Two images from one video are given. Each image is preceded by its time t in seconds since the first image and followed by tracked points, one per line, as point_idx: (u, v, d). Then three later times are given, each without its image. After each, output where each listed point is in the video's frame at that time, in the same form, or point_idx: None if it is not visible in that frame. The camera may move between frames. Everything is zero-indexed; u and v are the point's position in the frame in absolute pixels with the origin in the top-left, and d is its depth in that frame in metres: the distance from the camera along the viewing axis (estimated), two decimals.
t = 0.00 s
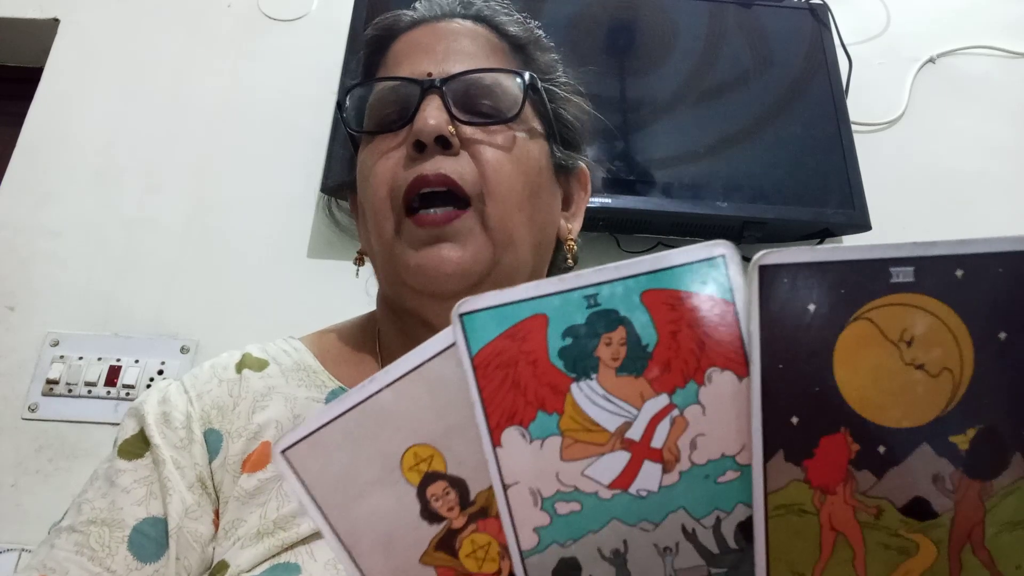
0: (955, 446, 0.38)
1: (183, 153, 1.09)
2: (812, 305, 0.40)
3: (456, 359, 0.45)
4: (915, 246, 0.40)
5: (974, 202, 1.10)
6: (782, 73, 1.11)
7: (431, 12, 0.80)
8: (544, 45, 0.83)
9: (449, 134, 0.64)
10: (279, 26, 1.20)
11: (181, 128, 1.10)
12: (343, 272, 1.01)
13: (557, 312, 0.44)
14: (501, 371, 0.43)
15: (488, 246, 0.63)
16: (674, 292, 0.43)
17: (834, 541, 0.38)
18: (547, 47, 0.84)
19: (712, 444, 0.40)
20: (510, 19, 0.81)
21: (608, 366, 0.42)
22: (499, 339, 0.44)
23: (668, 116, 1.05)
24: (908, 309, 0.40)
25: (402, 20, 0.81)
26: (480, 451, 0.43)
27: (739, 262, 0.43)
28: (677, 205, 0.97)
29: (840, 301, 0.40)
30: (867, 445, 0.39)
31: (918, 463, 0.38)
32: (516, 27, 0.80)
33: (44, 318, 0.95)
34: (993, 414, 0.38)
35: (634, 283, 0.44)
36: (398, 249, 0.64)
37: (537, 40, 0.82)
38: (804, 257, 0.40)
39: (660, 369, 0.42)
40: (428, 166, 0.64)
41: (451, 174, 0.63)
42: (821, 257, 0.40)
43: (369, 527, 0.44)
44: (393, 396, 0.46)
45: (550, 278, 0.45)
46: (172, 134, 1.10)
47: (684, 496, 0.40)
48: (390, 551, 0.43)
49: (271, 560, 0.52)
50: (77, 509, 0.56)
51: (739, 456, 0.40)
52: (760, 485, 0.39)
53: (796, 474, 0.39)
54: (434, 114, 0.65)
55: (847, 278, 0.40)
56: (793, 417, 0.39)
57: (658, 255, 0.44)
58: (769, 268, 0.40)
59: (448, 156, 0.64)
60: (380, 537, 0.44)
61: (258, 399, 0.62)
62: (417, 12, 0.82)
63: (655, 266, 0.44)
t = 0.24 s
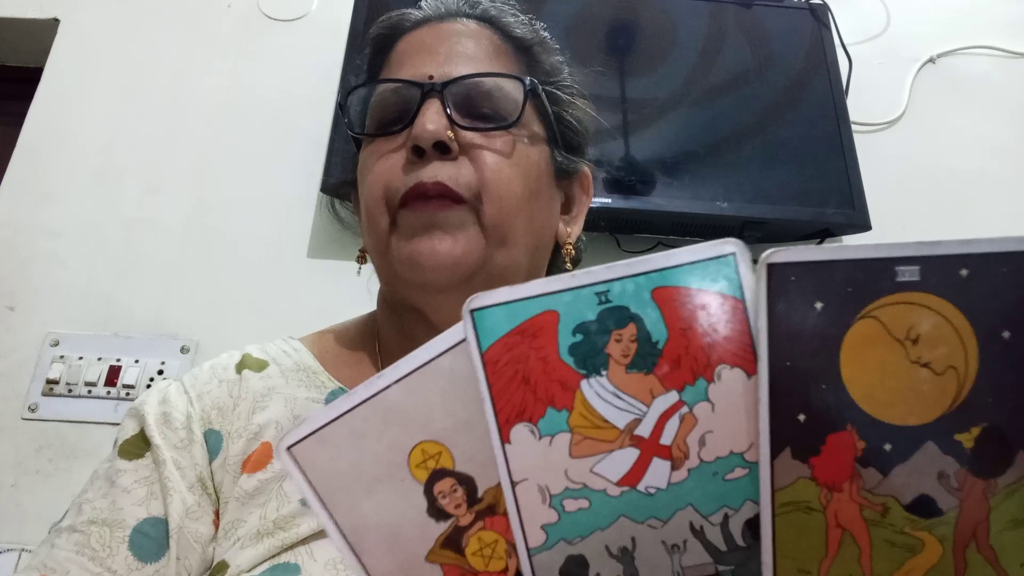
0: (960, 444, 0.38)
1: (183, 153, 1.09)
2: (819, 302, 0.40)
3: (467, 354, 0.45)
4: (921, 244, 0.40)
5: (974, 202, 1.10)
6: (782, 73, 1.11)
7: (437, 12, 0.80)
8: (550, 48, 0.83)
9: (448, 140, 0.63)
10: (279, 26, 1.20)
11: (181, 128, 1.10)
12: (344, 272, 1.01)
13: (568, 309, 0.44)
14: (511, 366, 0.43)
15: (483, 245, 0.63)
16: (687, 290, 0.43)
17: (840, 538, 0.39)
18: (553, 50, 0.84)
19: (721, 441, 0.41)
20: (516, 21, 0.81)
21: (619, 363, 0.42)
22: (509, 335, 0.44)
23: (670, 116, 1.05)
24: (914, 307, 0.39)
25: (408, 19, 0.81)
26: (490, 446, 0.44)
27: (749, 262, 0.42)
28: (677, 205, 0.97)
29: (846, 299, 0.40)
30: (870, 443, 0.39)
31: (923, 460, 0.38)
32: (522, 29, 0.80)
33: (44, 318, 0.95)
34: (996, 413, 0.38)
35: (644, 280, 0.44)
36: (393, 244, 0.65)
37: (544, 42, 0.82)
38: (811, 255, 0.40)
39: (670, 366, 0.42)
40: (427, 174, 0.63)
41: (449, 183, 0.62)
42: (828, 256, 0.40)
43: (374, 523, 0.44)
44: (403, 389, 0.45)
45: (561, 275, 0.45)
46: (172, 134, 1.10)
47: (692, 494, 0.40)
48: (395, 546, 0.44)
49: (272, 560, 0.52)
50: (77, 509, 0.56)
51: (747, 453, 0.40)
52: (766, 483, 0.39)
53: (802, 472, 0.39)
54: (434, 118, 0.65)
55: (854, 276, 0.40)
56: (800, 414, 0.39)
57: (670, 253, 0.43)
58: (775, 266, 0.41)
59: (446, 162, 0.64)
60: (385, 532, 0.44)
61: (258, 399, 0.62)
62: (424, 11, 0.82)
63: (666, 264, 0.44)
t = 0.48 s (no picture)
0: (961, 444, 0.38)
1: (183, 153, 1.09)
2: (820, 302, 0.40)
3: (467, 353, 0.44)
4: (923, 243, 0.39)
5: (974, 202, 1.10)
6: (782, 73, 1.11)
7: (432, 12, 0.80)
8: (546, 47, 0.83)
9: (445, 143, 0.64)
10: (279, 26, 1.20)
11: (181, 128, 1.10)
12: (344, 272, 1.01)
13: (568, 307, 0.44)
14: (512, 365, 0.43)
15: (482, 247, 0.63)
16: (690, 289, 0.43)
17: (841, 538, 0.39)
18: (549, 48, 0.84)
19: (721, 440, 0.41)
20: (513, 21, 0.81)
21: (620, 361, 0.42)
22: (509, 333, 0.44)
23: (669, 116, 1.05)
24: (915, 307, 0.39)
25: (403, 20, 0.81)
26: (491, 445, 0.43)
27: (750, 261, 0.42)
28: (677, 205, 0.97)
29: (847, 299, 0.40)
30: (872, 442, 0.39)
31: (925, 459, 0.38)
32: (518, 28, 0.80)
33: (44, 318, 0.95)
34: (997, 412, 0.38)
35: (646, 278, 0.43)
36: (391, 247, 0.65)
37: (540, 41, 0.82)
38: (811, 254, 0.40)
39: (671, 365, 0.42)
40: (425, 178, 0.63)
41: (448, 186, 0.62)
42: (829, 255, 0.40)
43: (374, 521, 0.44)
44: (403, 387, 0.45)
45: (562, 273, 0.44)
46: (172, 133, 1.10)
47: (692, 493, 0.40)
48: (396, 545, 0.44)
49: (271, 560, 0.52)
50: (76, 509, 0.56)
51: (748, 453, 0.40)
52: (767, 482, 0.39)
53: (803, 472, 0.39)
54: (431, 121, 0.65)
55: (855, 276, 0.40)
56: (801, 414, 0.39)
57: (672, 251, 0.43)
58: (776, 266, 0.40)
59: (444, 165, 0.64)
60: (385, 531, 0.44)
61: (258, 399, 0.62)
62: (419, 11, 0.82)
63: (667, 262, 0.43)
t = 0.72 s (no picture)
0: (961, 444, 0.38)
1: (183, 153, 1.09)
2: (820, 301, 0.40)
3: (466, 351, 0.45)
4: (924, 243, 0.39)
5: (974, 202, 1.10)
6: (781, 73, 1.11)
7: (427, 11, 0.80)
8: (542, 45, 0.83)
9: (445, 142, 0.63)
10: (279, 26, 1.20)
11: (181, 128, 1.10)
12: (344, 272, 1.01)
13: (567, 307, 0.44)
14: (511, 364, 0.43)
15: (482, 246, 0.63)
16: (690, 288, 0.43)
17: (840, 539, 0.38)
18: (544, 47, 0.84)
19: (721, 440, 0.40)
20: (508, 20, 0.81)
21: (619, 360, 0.42)
22: (508, 332, 0.44)
23: (668, 116, 1.05)
24: (916, 306, 0.39)
25: (399, 20, 0.81)
26: (490, 444, 0.43)
27: (751, 260, 0.42)
28: (677, 205, 0.97)
29: (847, 299, 0.40)
30: (872, 442, 0.39)
31: (925, 460, 0.38)
32: (514, 27, 0.80)
33: (44, 318, 0.95)
34: (997, 411, 0.38)
35: (645, 278, 0.43)
36: (392, 247, 0.65)
37: (535, 40, 0.82)
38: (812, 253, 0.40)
39: (670, 365, 0.42)
40: (424, 176, 0.63)
41: (446, 183, 0.62)
42: (829, 254, 0.40)
43: (374, 520, 0.44)
44: (402, 387, 0.45)
45: (561, 272, 0.44)
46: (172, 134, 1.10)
47: (691, 493, 0.40)
48: (395, 546, 0.44)
49: (270, 558, 0.52)
50: (75, 509, 0.56)
51: (747, 453, 0.40)
52: (766, 481, 0.39)
53: (802, 472, 0.39)
54: (429, 120, 0.65)
55: (856, 275, 0.40)
56: (801, 414, 0.39)
57: (672, 250, 0.43)
58: (776, 265, 0.40)
59: (442, 164, 0.63)
60: (384, 531, 0.44)
61: (256, 398, 0.62)
62: (414, 11, 0.82)
63: (666, 262, 0.43)
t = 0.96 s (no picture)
0: (960, 444, 0.38)
1: (183, 153, 1.09)
2: (818, 302, 0.40)
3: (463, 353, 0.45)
4: (922, 243, 0.39)
5: (974, 202, 1.10)
6: (781, 72, 1.11)
7: (426, 12, 0.80)
8: (541, 45, 0.83)
9: (446, 139, 0.63)
10: (279, 26, 1.20)
11: (181, 129, 1.11)
12: (344, 272, 1.01)
13: (565, 308, 0.44)
14: (508, 365, 0.43)
15: (483, 246, 0.63)
16: (687, 290, 0.43)
17: (839, 540, 0.38)
18: (543, 47, 0.84)
19: (719, 441, 0.40)
20: (507, 20, 0.81)
21: (616, 362, 0.42)
22: (506, 333, 0.44)
23: (667, 116, 1.05)
24: (914, 306, 0.39)
25: (398, 20, 0.81)
26: (487, 445, 0.43)
27: (749, 260, 0.42)
28: (677, 205, 0.97)
29: (846, 299, 0.40)
30: (870, 443, 0.39)
31: (924, 460, 0.38)
32: (512, 27, 0.80)
33: (44, 318, 0.95)
34: (996, 411, 0.38)
35: (643, 278, 0.43)
36: (394, 248, 0.64)
37: (534, 40, 0.82)
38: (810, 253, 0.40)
39: (667, 366, 0.42)
40: (425, 169, 0.63)
41: (447, 180, 0.63)
42: (828, 254, 0.40)
43: (372, 521, 0.44)
44: (399, 387, 0.45)
45: (558, 273, 0.44)
46: (172, 133, 1.10)
47: (689, 494, 0.40)
48: (393, 547, 0.44)
49: (270, 555, 0.52)
50: (74, 507, 0.55)
51: (746, 454, 0.40)
52: (765, 482, 0.39)
53: (801, 473, 0.39)
54: (431, 117, 0.65)
55: (854, 275, 0.40)
56: (799, 415, 0.39)
57: (669, 252, 0.43)
58: (775, 265, 0.40)
59: (444, 160, 0.63)
60: (382, 533, 0.44)
61: (256, 395, 0.62)
62: (413, 11, 0.82)
63: (663, 263, 0.43)
